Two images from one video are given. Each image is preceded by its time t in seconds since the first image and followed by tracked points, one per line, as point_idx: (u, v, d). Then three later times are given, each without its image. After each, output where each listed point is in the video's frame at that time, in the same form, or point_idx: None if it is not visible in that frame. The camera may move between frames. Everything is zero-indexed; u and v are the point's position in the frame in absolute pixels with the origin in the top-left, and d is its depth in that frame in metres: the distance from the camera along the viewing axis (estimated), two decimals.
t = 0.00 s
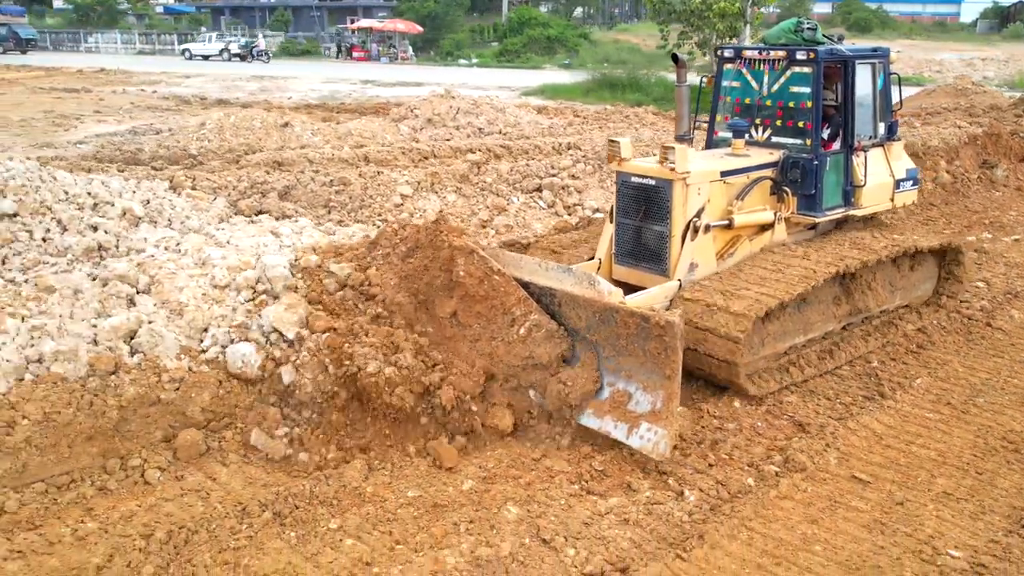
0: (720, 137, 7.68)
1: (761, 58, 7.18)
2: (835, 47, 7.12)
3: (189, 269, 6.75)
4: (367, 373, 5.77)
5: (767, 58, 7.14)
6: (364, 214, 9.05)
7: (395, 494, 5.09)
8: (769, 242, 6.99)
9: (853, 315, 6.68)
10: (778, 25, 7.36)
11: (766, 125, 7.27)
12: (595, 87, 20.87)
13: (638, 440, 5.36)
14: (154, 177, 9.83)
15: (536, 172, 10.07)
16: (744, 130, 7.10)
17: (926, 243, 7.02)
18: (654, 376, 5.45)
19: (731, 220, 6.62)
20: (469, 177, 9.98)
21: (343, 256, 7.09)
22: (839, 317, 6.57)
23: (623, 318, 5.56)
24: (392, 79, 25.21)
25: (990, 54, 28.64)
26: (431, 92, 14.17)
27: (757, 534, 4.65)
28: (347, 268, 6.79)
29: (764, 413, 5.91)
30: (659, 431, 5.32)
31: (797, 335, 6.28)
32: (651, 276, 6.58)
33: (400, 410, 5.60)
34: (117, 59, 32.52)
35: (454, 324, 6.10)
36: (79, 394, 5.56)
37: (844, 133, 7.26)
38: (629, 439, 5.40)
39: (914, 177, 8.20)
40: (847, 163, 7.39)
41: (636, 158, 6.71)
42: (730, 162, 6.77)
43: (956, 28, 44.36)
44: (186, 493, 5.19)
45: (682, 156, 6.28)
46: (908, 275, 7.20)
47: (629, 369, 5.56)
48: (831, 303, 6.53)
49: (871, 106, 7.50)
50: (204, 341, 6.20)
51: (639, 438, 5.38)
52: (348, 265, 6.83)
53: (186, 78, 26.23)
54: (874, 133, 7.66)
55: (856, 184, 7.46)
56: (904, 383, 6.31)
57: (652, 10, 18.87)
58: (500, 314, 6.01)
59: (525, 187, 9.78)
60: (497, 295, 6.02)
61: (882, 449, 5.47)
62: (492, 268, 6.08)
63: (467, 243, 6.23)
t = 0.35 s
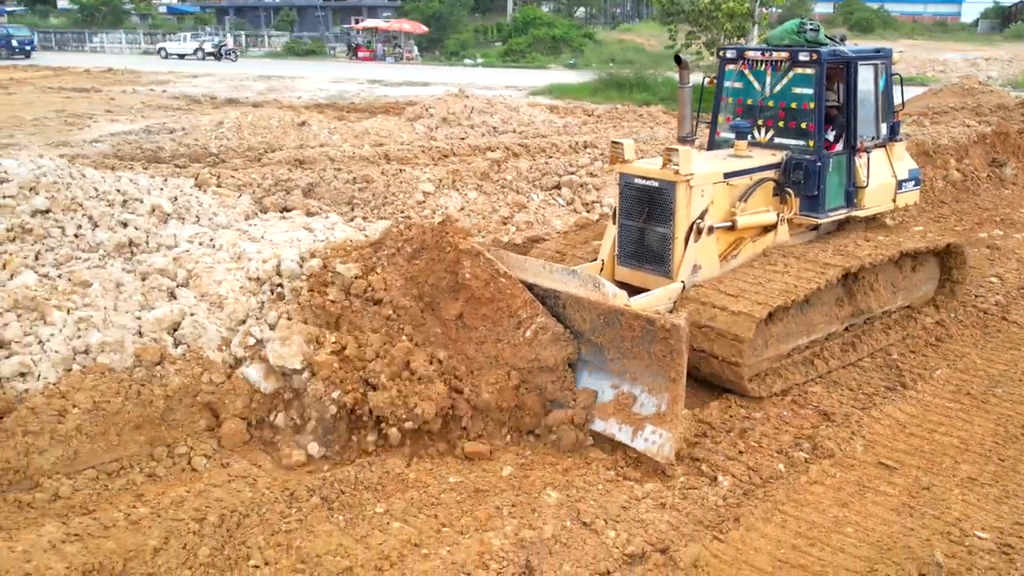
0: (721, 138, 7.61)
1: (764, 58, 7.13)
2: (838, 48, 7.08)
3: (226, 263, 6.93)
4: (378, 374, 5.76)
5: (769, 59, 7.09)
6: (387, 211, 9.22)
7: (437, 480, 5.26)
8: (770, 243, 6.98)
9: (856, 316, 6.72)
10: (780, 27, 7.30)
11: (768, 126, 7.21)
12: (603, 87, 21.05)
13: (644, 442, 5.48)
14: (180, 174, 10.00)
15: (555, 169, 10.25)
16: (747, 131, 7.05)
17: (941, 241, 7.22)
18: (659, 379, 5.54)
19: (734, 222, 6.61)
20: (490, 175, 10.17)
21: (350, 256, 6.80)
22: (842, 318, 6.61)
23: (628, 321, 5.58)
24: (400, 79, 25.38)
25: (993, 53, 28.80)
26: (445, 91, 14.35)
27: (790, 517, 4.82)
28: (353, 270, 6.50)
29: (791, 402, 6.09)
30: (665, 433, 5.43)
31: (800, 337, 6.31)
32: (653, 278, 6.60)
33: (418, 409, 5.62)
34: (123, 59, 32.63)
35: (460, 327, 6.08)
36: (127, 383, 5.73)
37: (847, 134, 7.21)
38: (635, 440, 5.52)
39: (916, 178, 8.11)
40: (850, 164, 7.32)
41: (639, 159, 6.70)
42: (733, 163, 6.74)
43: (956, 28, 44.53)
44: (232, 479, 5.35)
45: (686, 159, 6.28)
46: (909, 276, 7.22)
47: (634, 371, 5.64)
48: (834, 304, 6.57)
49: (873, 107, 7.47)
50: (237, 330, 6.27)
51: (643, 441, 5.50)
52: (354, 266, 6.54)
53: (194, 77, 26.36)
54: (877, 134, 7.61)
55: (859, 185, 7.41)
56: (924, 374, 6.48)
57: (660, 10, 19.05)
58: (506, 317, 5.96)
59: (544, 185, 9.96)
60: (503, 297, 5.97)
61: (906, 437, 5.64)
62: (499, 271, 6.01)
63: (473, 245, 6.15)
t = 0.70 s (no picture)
0: (721, 139, 7.59)
1: (764, 60, 7.13)
2: (839, 49, 7.10)
3: (257, 257, 7.10)
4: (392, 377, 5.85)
5: (770, 60, 7.10)
6: (408, 208, 9.37)
7: (473, 466, 5.42)
8: (771, 245, 7.00)
9: (857, 317, 6.76)
10: (781, 27, 7.30)
11: (770, 128, 7.21)
12: (609, 86, 21.21)
13: (645, 445, 5.51)
14: (203, 172, 10.15)
15: (572, 167, 10.42)
16: (748, 133, 7.05)
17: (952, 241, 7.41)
18: (661, 382, 5.57)
19: (736, 224, 6.60)
20: (508, 172, 10.33)
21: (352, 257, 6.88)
22: (842, 320, 6.66)
23: (630, 323, 5.64)
24: (407, 78, 25.54)
25: (995, 53, 28.96)
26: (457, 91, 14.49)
27: (819, 501, 4.99)
28: (357, 271, 6.60)
29: (812, 393, 6.25)
30: (666, 435, 5.46)
31: (800, 339, 6.36)
32: (655, 279, 6.55)
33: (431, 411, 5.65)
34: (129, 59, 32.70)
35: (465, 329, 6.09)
36: (170, 373, 5.90)
37: (847, 135, 7.23)
38: (636, 443, 5.56)
39: (917, 178, 8.04)
40: (851, 165, 7.34)
41: (639, 161, 6.66)
42: (735, 165, 6.73)
43: (956, 29, 44.71)
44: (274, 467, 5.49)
45: (687, 161, 6.27)
46: (910, 277, 7.22)
47: (635, 374, 5.68)
48: (835, 306, 6.60)
49: (874, 107, 7.49)
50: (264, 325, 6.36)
51: (646, 444, 5.53)
52: (358, 268, 6.64)
53: (200, 77, 26.51)
54: (877, 135, 7.61)
55: (859, 187, 7.42)
56: (942, 366, 6.64)
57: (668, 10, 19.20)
58: (510, 319, 5.98)
59: (562, 182, 10.12)
60: (508, 299, 5.98)
61: (927, 426, 5.80)
62: (503, 274, 6.04)
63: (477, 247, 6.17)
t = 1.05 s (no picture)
0: (721, 140, 7.62)
1: (765, 61, 7.15)
2: (840, 50, 7.11)
3: (285, 252, 7.25)
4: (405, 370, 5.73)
5: (771, 62, 7.10)
6: (427, 205, 9.53)
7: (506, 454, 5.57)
8: (771, 246, 7.05)
9: (857, 319, 6.81)
10: (781, 28, 7.27)
11: (770, 128, 7.23)
12: (616, 86, 21.37)
13: (646, 447, 5.40)
14: (224, 170, 10.29)
15: (588, 165, 10.58)
16: (749, 134, 7.05)
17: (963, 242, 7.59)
18: (662, 384, 5.46)
19: (736, 225, 6.62)
20: (525, 170, 10.49)
21: (354, 258, 6.56)
22: (843, 321, 6.70)
23: (631, 324, 5.55)
24: (414, 78, 25.69)
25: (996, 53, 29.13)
26: (469, 90, 14.64)
27: (845, 487, 5.14)
28: (359, 273, 6.31)
29: (833, 384, 6.43)
30: (668, 438, 5.34)
31: (801, 340, 6.38)
32: (656, 281, 6.52)
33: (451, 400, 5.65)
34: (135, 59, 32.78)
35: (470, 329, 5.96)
36: (208, 365, 6.11)
37: (848, 136, 7.25)
38: (636, 446, 5.45)
39: (917, 179, 8.10)
40: (851, 166, 7.38)
41: (639, 162, 6.61)
42: (734, 167, 6.75)
43: (957, 29, 44.86)
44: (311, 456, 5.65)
45: (687, 162, 6.26)
46: (910, 279, 7.29)
47: (636, 375, 5.56)
48: (835, 307, 6.64)
49: (874, 108, 7.53)
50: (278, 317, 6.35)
51: (646, 445, 5.41)
52: (359, 268, 6.36)
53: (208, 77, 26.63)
54: (877, 136, 7.68)
55: (859, 188, 7.47)
56: (959, 358, 6.82)
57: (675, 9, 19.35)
58: (514, 321, 5.83)
59: (578, 179, 10.29)
60: (511, 301, 5.84)
61: (946, 415, 5.96)
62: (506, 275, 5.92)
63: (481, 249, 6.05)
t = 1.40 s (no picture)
0: (721, 141, 7.73)
1: (765, 62, 7.21)
2: (840, 50, 7.16)
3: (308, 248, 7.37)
4: (411, 370, 5.78)
5: (770, 63, 7.17)
6: (445, 203, 9.67)
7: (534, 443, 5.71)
8: (771, 246, 7.09)
9: (856, 320, 6.80)
10: (781, 28, 7.31)
11: (770, 129, 7.30)
12: (622, 85, 21.53)
13: (645, 449, 5.37)
14: (244, 167, 10.43)
15: (602, 163, 10.73)
16: (748, 135, 7.12)
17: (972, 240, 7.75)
18: (662, 385, 5.41)
19: (735, 226, 6.68)
20: (540, 168, 10.64)
21: (355, 258, 6.77)
22: (842, 322, 6.69)
23: (631, 326, 5.50)
24: (420, 78, 25.83)
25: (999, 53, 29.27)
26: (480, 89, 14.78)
27: (867, 474, 5.29)
28: (358, 275, 6.49)
29: (851, 375, 6.58)
30: (667, 440, 5.31)
31: (800, 342, 6.37)
32: (654, 282, 6.66)
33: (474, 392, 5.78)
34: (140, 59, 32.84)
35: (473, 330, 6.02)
36: (242, 357, 6.24)
37: (847, 137, 7.29)
38: (636, 447, 5.42)
39: (916, 180, 8.14)
40: (851, 166, 7.39)
41: (640, 163, 6.70)
42: (734, 168, 6.80)
43: (958, 29, 45.05)
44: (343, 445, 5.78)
45: (687, 163, 6.34)
46: (909, 279, 7.26)
47: (635, 377, 5.52)
48: (835, 309, 6.63)
49: (874, 108, 7.56)
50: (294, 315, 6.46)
51: (646, 448, 5.38)
52: (359, 271, 6.53)
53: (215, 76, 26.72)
54: (877, 136, 7.67)
55: (859, 189, 7.48)
56: (973, 350, 6.97)
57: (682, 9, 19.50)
58: (514, 321, 5.85)
59: (592, 177, 10.46)
60: (511, 301, 5.85)
61: (962, 406, 6.11)
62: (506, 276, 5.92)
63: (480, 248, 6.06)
